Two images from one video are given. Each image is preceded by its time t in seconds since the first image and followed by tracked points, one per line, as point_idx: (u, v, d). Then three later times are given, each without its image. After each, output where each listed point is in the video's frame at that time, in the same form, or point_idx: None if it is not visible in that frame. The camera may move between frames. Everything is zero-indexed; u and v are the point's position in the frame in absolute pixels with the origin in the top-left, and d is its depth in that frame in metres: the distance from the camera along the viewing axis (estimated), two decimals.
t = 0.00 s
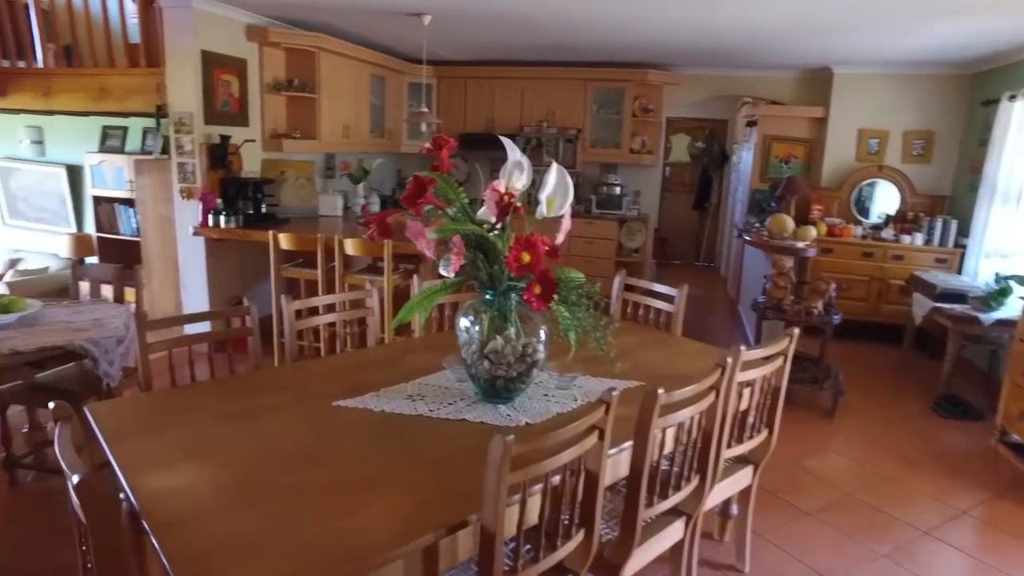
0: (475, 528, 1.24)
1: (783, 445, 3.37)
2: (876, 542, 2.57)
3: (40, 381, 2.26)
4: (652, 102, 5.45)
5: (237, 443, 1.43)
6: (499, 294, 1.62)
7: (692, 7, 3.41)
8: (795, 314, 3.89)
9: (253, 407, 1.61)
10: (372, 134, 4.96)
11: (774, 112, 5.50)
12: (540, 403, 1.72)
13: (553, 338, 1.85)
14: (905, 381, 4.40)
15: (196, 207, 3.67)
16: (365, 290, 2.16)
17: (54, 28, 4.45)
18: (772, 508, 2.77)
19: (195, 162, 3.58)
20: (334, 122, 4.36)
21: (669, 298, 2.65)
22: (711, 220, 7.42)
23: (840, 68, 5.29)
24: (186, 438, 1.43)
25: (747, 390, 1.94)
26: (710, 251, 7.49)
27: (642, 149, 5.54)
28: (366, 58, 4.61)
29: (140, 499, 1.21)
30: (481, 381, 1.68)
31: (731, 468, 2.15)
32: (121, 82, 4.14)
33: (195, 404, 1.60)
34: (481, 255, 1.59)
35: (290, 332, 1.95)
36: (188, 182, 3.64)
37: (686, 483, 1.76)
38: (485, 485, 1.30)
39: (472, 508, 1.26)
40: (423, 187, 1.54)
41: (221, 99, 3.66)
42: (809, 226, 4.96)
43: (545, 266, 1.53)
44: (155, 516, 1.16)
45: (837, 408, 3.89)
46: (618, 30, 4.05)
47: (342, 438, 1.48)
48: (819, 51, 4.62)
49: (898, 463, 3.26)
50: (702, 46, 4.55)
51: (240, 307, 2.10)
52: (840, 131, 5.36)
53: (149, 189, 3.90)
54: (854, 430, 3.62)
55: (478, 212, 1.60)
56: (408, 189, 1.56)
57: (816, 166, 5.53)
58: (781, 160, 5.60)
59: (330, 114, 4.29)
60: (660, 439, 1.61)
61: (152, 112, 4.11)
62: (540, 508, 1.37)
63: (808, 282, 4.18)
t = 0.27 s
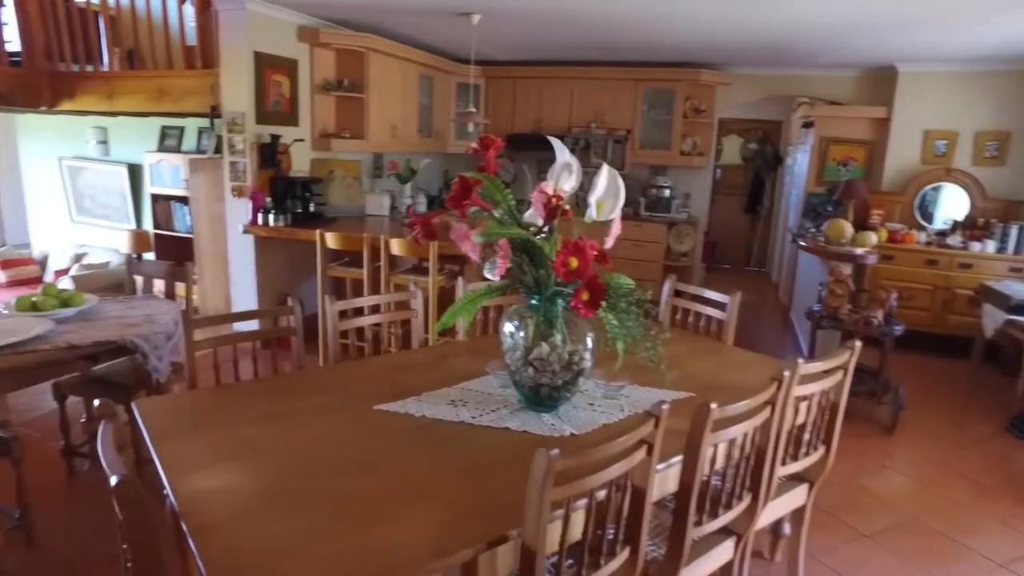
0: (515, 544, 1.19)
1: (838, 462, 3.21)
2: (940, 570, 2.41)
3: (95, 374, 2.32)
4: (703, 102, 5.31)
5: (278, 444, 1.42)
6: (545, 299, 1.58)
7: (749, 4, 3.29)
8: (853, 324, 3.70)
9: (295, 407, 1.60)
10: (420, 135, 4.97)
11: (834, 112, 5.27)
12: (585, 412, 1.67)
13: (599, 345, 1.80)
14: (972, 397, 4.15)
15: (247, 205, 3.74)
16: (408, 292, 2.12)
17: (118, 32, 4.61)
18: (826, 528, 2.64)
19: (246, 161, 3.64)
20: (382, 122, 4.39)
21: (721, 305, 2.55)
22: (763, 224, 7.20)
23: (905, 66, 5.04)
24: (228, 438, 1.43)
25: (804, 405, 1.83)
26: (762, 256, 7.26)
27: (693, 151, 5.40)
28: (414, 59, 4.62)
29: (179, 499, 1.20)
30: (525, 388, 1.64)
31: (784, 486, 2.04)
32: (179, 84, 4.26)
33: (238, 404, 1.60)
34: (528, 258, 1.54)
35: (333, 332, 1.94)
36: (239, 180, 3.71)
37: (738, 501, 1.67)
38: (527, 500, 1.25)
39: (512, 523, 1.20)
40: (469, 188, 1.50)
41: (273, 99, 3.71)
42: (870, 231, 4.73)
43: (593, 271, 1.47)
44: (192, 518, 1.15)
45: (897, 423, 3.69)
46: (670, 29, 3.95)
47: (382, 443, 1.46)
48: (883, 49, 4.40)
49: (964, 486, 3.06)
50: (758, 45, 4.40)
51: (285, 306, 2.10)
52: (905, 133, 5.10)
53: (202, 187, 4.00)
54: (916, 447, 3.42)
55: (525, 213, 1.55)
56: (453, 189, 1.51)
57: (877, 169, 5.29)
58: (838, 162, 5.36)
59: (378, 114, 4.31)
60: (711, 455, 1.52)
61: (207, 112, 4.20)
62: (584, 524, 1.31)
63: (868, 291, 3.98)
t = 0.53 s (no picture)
0: (558, 560, 1.14)
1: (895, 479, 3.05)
2: None
3: (144, 369, 2.36)
4: (753, 103, 5.17)
5: (318, 446, 1.40)
6: (592, 304, 1.53)
7: None
8: (912, 334, 3.50)
9: (336, 408, 1.59)
10: (464, 135, 4.96)
11: (893, 112, 5.04)
12: (630, 422, 1.62)
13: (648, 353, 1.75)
14: None
15: (293, 204, 3.79)
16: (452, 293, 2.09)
17: (175, 35, 4.75)
18: (882, 550, 2.50)
19: (293, 160, 3.68)
20: (427, 122, 4.39)
21: (773, 313, 2.44)
22: (814, 228, 6.97)
23: (971, 63, 4.78)
24: (269, 438, 1.42)
25: (864, 422, 1.72)
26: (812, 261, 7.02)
27: (742, 152, 5.25)
28: (459, 59, 4.61)
29: (219, 500, 1.19)
30: (569, 396, 1.60)
31: (840, 505, 1.93)
32: (230, 84, 4.34)
33: (280, 403, 1.59)
34: (575, 262, 1.49)
35: (375, 333, 1.92)
36: (286, 179, 3.76)
37: (792, 521, 1.58)
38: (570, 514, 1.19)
39: (557, 537, 1.15)
40: (516, 189, 1.45)
41: (319, 99, 3.75)
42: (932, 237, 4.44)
43: (643, 277, 1.42)
44: (231, 520, 1.14)
45: (959, 440, 3.50)
46: (721, 26, 3.83)
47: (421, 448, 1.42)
48: (950, 45, 4.18)
49: None
50: (814, 43, 4.24)
51: (328, 305, 2.10)
52: (971, 134, 4.85)
53: (249, 185, 4.06)
54: (980, 467, 3.23)
55: (572, 215, 1.51)
56: (500, 191, 1.48)
57: (939, 172, 5.04)
58: (897, 165, 5.14)
59: (423, 114, 4.32)
60: (765, 473, 1.44)
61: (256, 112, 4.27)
62: (629, 541, 1.24)
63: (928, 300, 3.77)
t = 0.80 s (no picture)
0: None
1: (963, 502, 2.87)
2: None
3: (193, 366, 2.38)
4: (810, 102, 4.97)
5: (363, 453, 1.37)
6: (648, 313, 1.47)
7: None
8: (982, 348, 3.34)
9: (382, 414, 1.55)
10: (510, 135, 4.91)
11: (961, 112, 4.78)
12: (687, 437, 1.54)
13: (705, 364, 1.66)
14: None
15: (339, 204, 3.79)
16: (500, 296, 2.04)
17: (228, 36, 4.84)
18: None
19: (340, 160, 3.69)
20: (473, 122, 4.36)
21: (836, 323, 2.31)
22: (870, 233, 6.69)
23: None
24: (314, 443, 1.39)
25: (941, 445, 1.59)
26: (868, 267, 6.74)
27: (796, 154, 5.06)
28: (507, 58, 4.57)
29: (262, 509, 1.16)
30: (622, 408, 1.53)
31: (911, 532, 1.80)
32: (280, 84, 4.39)
33: (326, 406, 1.57)
34: (632, 268, 1.43)
35: (422, 337, 1.88)
36: (332, 179, 3.77)
37: (863, 549, 1.46)
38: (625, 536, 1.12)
39: (611, 560, 1.09)
40: (572, 192, 1.39)
41: (367, 99, 3.75)
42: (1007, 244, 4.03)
43: (706, 286, 1.34)
44: (275, 529, 1.11)
45: None
46: (779, 23, 3.68)
47: (468, 459, 1.37)
48: None
49: None
50: (878, 39, 4.05)
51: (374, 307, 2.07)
52: None
53: (297, 185, 4.10)
54: None
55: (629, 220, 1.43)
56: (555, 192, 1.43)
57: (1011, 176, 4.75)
58: (964, 167, 4.81)
59: (469, 114, 4.29)
60: (835, 498, 1.33)
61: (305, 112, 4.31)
62: (686, 567, 1.15)
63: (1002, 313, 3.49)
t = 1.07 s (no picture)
0: None
1: None
2: None
3: (235, 367, 2.38)
4: (865, 103, 4.76)
5: (405, 466, 1.31)
6: (706, 325, 1.38)
7: None
8: None
9: (424, 424, 1.50)
10: (553, 136, 4.84)
11: None
12: (745, 457, 1.44)
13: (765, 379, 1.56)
14: None
15: (381, 204, 3.78)
16: (547, 303, 1.97)
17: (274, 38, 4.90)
18: None
19: (383, 161, 3.68)
20: (516, 123, 4.30)
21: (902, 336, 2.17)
22: (926, 239, 6.41)
23: None
24: (356, 453, 1.35)
25: None
26: (924, 274, 6.45)
27: (849, 157, 4.86)
28: (551, 58, 4.50)
29: (303, 523, 1.11)
30: (676, 424, 1.44)
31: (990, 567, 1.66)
32: (324, 85, 4.40)
33: (367, 414, 1.52)
34: (690, 277, 1.35)
35: (465, 344, 1.83)
36: (375, 179, 3.76)
37: None
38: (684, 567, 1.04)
39: None
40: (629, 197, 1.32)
41: (410, 99, 3.73)
42: None
43: (771, 298, 1.25)
44: (316, 545, 1.06)
45: None
46: (837, 20, 3.53)
47: (514, 475, 1.31)
48: None
49: None
50: (942, 36, 3.85)
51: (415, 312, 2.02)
52: None
53: (339, 185, 4.11)
54: None
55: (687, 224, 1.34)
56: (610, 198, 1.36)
57: None
58: None
59: (512, 115, 4.24)
60: (913, 533, 1.22)
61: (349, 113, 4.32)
62: None
63: None
